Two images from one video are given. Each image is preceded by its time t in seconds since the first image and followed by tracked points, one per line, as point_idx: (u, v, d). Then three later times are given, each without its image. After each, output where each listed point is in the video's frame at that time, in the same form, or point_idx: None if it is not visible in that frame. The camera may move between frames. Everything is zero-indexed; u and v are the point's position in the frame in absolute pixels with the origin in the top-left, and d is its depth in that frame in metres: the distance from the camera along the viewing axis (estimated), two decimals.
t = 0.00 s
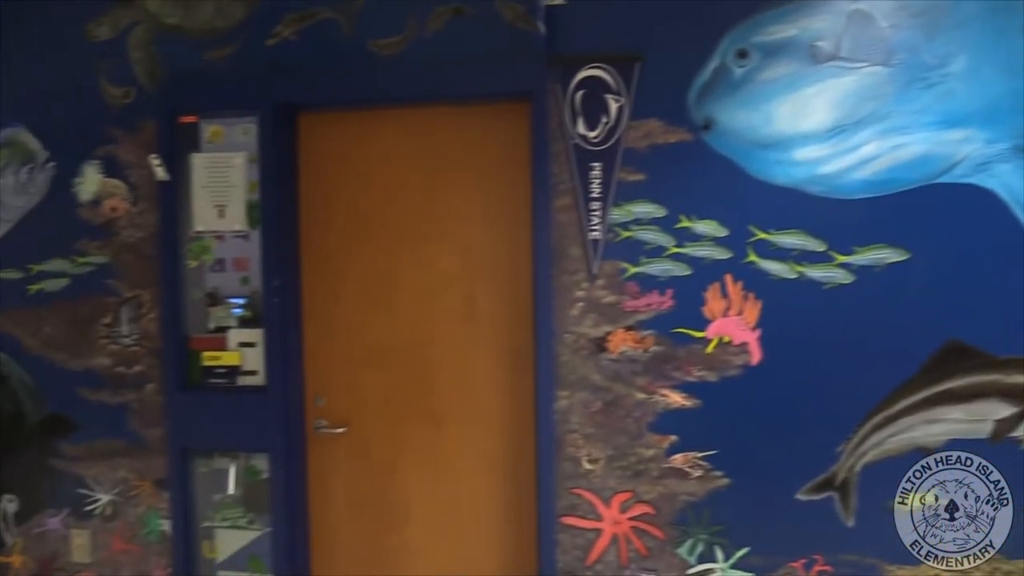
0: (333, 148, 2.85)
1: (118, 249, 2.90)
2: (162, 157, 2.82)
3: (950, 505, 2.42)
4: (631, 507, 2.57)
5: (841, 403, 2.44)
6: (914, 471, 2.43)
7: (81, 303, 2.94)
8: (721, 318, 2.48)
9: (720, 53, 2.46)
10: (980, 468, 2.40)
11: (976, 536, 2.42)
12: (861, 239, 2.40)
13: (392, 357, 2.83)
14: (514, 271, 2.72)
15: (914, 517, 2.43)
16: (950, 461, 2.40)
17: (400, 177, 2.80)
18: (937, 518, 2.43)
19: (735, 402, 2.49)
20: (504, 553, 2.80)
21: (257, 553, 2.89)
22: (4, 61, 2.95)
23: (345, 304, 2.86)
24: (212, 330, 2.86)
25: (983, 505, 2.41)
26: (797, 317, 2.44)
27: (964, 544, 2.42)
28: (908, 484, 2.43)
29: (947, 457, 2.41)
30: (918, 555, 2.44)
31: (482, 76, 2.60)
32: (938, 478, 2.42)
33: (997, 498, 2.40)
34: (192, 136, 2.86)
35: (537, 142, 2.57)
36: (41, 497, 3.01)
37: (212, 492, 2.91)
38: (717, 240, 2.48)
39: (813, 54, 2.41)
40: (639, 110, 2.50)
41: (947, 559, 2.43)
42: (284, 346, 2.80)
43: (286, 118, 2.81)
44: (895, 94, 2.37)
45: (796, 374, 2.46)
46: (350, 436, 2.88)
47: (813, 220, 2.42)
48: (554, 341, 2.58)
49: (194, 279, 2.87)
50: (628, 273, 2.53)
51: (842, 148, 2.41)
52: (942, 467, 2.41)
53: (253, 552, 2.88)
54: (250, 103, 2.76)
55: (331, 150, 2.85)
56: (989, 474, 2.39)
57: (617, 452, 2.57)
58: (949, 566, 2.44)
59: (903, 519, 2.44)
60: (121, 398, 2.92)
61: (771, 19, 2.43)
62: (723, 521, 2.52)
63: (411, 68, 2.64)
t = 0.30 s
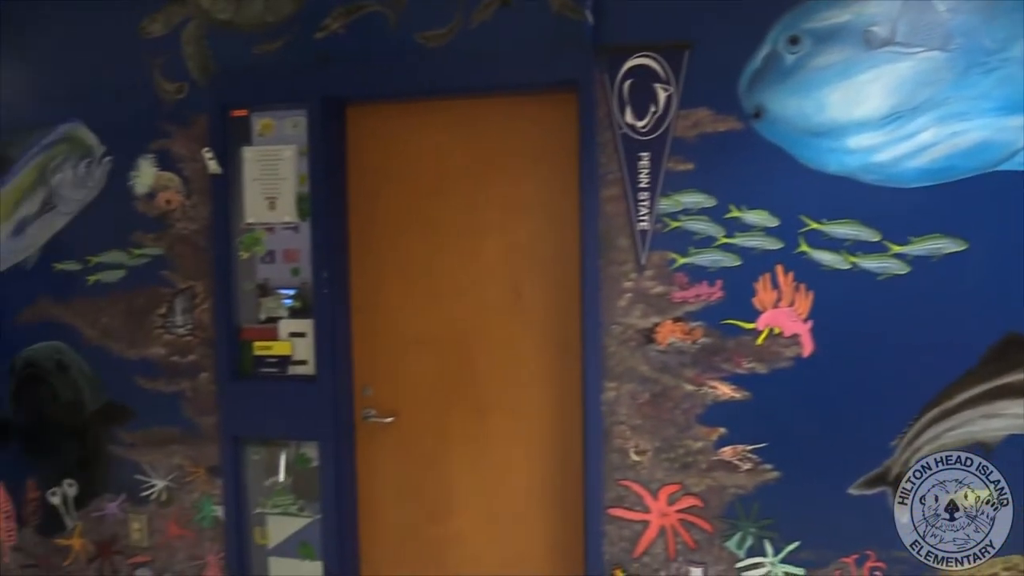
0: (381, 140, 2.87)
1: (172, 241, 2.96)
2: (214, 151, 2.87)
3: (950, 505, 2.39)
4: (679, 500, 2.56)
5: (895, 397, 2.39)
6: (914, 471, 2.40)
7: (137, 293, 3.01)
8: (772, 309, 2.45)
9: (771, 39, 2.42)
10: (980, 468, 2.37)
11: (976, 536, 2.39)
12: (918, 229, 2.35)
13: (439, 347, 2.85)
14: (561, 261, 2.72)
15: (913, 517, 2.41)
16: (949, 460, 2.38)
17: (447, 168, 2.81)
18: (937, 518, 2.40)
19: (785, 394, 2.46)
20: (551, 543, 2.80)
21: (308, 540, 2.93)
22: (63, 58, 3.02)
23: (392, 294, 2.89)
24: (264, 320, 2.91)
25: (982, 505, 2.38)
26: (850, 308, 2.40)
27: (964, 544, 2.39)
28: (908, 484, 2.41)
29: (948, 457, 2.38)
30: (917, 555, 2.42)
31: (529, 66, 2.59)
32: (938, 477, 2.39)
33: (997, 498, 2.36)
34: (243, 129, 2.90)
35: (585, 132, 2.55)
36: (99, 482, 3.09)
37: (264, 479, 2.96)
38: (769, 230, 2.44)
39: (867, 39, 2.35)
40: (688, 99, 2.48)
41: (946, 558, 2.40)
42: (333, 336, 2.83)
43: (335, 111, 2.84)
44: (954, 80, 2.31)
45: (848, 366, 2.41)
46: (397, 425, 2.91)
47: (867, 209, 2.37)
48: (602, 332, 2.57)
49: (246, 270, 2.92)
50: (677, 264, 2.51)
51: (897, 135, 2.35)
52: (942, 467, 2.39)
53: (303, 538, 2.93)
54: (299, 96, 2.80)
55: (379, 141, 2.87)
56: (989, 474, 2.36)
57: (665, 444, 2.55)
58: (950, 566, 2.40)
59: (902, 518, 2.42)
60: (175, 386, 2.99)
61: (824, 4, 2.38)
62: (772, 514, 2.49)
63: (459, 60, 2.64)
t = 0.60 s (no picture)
0: (421, 130, 2.88)
1: (215, 231, 3.01)
2: (256, 141, 2.91)
3: (949, 505, 2.38)
4: (719, 491, 2.54)
5: (942, 388, 2.35)
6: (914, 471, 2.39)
7: (183, 283, 3.06)
8: (815, 299, 2.41)
9: (815, 25, 2.37)
10: (980, 468, 2.34)
11: (976, 536, 2.37)
12: (967, 217, 2.29)
13: (478, 336, 2.86)
14: (602, 250, 2.70)
15: (912, 516, 2.41)
16: (948, 461, 2.36)
17: (487, 157, 2.81)
18: (937, 518, 2.39)
19: (828, 385, 2.42)
20: (590, 532, 2.81)
21: (349, 526, 2.97)
22: (109, 51, 3.08)
23: (433, 283, 2.90)
24: (305, 309, 2.94)
25: (983, 505, 2.36)
26: (895, 298, 2.36)
27: (964, 543, 2.38)
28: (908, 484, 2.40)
29: (948, 457, 2.36)
30: (917, 554, 2.41)
31: (569, 54, 2.57)
32: (937, 477, 2.38)
33: (997, 498, 2.34)
34: (285, 120, 2.93)
35: (625, 120, 2.54)
36: (147, 467, 3.16)
37: (306, 466, 3.01)
38: (812, 218, 2.40)
39: (916, 23, 2.29)
40: (730, 86, 2.44)
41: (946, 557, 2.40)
42: (374, 325, 2.86)
43: (375, 101, 2.85)
44: (1006, 64, 2.23)
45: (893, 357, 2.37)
46: (438, 414, 2.93)
47: (914, 197, 2.32)
48: (642, 321, 2.56)
49: (288, 260, 2.95)
50: (718, 253, 2.48)
51: (945, 121, 2.29)
52: (942, 467, 2.37)
53: (345, 525, 2.97)
54: (339, 87, 2.81)
55: (419, 131, 2.88)
56: (989, 474, 2.34)
57: (705, 435, 2.54)
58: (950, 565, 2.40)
59: (901, 518, 2.41)
60: (219, 374, 3.04)
61: None
62: (814, 506, 2.47)
63: (498, 48, 2.64)
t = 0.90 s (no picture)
0: (459, 119, 2.88)
1: (255, 220, 3.04)
2: (295, 132, 2.94)
3: (949, 506, 2.37)
4: (757, 482, 2.52)
5: (988, 380, 2.30)
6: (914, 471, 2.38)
7: (224, 272, 3.11)
8: (856, 289, 2.38)
9: (858, 9, 2.32)
10: (980, 468, 2.32)
11: (975, 536, 2.36)
12: (1014, 205, 2.24)
13: (514, 324, 2.87)
14: (640, 239, 2.69)
15: (912, 517, 2.40)
16: (948, 461, 2.35)
17: (525, 145, 2.80)
18: (938, 519, 2.38)
19: (870, 376, 2.39)
20: (625, 521, 2.80)
21: (386, 512, 3.00)
22: (151, 43, 3.12)
23: (470, 272, 2.91)
24: (344, 298, 2.97)
25: (983, 505, 2.34)
26: (939, 288, 2.31)
27: (964, 543, 2.37)
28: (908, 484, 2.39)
29: (948, 458, 2.35)
30: (917, 554, 2.41)
31: (607, 42, 2.55)
32: (937, 478, 2.36)
33: (997, 498, 2.32)
34: (323, 110, 2.95)
35: (663, 108, 2.51)
36: (188, 452, 3.22)
37: (345, 453, 3.04)
38: (854, 207, 2.36)
39: (963, 7, 2.23)
40: (770, 73, 2.41)
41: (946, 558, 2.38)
42: (411, 314, 2.87)
43: (412, 90, 2.86)
44: None
45: (937, 349, 2.33)
46: (475, 402, 2.94)
47: (960, 186, 2.27)
48: (679, 311, 2.54)
49: (326, 249, 2.98)
50: (758, 242, 2.45)
51: (993, 107, 2.23)
52: (942, 467, 2.36)
53: (382, 511, 3.00)
54: (377, 77, 2.83)
55: (457, 120, 2.88)
56: (989, 474, 2.32)
57: (743, 426, 2.52)
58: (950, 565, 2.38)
59: (901, 518, 2.41)
60: (259, 362, 3.09)
61: None
62: (854, 499, 2.44)
63: (535, 37, 2.63)
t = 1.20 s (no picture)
0: (490, 108, 2.88)
1: (288, 210, 3.07)
2: (327, 122, 2.94)
3: (949, 505, 2.36)
4: (790, 474, 2.50)
5: None
6: (913, 472, 2.38)
7: (257, 261, 3.14)
8: (893, 280, 2.34)
9: None
10: (980, 467, 2.32)
11: (975, 536, 2.35)
12: None
13: (544, 313, 2.87)
14: (672, 228, 2.67)
15: (912, 517, 2.40)
16: (947, 461, 2.35)
17: (556, 134, 2.79)
18: (938, 519, 2.38)
19: (905, 368, 2.35)
20: (656, 512, 2.79)
21: (418, 500, 3.02)
22: (185, 36, 3.15)
23: (501, 262, 2.91)
24: (375, 287, 2.98)
25: (982, 505, 2.33)
26: (978, 279, 2.27)
27: (964, 543, 2.36)
28: (908, 484, 2.39)
29: (948, 458, 2.35)
30: (917, 555, 2.40)
31: (639, 30, 2.53)
32: (937, 478, 2.36)
33: (997, 498, 2.31)
34: (355, 100, 2.96)
35: (696, 97, 2.49)
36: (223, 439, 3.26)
37: (377, 441, 3.06)
38: (892, 196, 2.32)
39: None
40: (805, 60, 2.37)
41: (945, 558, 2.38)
42: (442, 304, 2.88)
43: (444, 80, 2.86)
44: None
45: (975, 340, 2.29)
46: (506, 391, 2.95)
47: (1001, 174, 2.22)
48: (712, 301, 2.52)
49: (358, 238, 3.00)
50: (792, 232, 2.43)
51: None
52: (942, 467, 2.35)
53: (414, 499, 3.02)
54: (409, 67, 2.83)
55: (488, 109, 2.88)
56: (989, 474, 2.31)
57: (776, 417, 2.50)
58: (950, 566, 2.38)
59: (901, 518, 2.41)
60: (291, 350, 3.12)
61: None
62: (890, 492, 2.41)
63: (566, 25, 2.61)
